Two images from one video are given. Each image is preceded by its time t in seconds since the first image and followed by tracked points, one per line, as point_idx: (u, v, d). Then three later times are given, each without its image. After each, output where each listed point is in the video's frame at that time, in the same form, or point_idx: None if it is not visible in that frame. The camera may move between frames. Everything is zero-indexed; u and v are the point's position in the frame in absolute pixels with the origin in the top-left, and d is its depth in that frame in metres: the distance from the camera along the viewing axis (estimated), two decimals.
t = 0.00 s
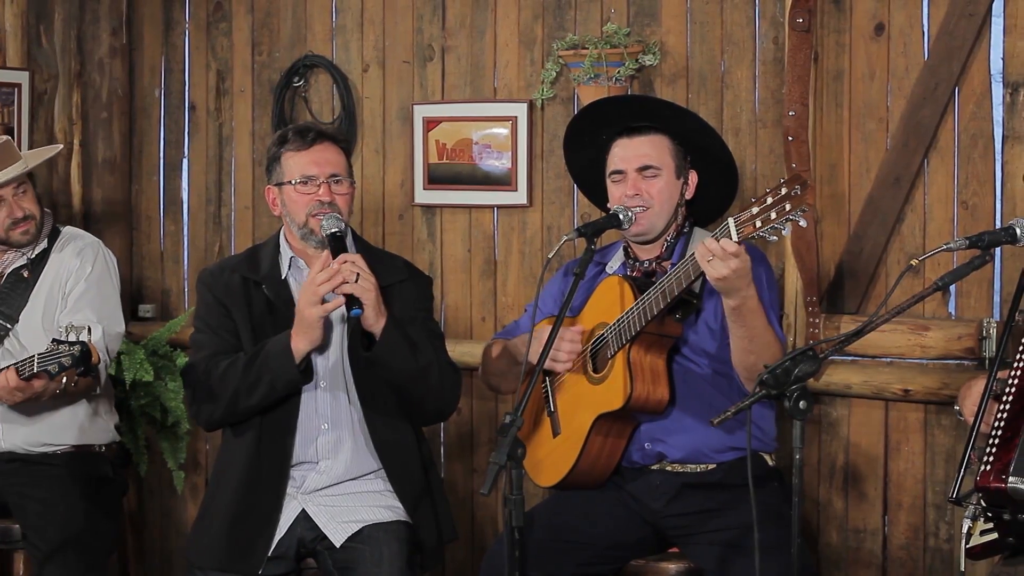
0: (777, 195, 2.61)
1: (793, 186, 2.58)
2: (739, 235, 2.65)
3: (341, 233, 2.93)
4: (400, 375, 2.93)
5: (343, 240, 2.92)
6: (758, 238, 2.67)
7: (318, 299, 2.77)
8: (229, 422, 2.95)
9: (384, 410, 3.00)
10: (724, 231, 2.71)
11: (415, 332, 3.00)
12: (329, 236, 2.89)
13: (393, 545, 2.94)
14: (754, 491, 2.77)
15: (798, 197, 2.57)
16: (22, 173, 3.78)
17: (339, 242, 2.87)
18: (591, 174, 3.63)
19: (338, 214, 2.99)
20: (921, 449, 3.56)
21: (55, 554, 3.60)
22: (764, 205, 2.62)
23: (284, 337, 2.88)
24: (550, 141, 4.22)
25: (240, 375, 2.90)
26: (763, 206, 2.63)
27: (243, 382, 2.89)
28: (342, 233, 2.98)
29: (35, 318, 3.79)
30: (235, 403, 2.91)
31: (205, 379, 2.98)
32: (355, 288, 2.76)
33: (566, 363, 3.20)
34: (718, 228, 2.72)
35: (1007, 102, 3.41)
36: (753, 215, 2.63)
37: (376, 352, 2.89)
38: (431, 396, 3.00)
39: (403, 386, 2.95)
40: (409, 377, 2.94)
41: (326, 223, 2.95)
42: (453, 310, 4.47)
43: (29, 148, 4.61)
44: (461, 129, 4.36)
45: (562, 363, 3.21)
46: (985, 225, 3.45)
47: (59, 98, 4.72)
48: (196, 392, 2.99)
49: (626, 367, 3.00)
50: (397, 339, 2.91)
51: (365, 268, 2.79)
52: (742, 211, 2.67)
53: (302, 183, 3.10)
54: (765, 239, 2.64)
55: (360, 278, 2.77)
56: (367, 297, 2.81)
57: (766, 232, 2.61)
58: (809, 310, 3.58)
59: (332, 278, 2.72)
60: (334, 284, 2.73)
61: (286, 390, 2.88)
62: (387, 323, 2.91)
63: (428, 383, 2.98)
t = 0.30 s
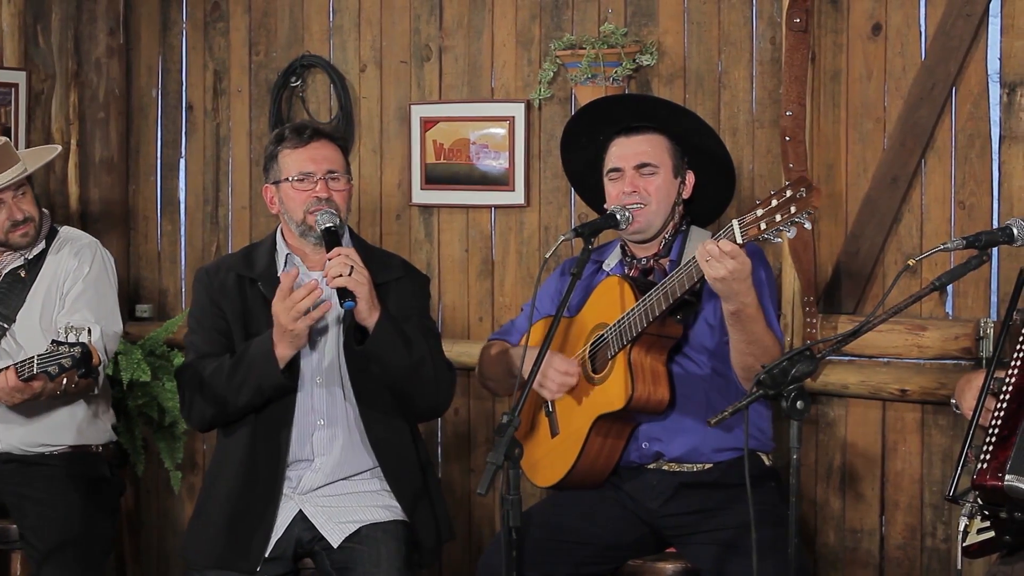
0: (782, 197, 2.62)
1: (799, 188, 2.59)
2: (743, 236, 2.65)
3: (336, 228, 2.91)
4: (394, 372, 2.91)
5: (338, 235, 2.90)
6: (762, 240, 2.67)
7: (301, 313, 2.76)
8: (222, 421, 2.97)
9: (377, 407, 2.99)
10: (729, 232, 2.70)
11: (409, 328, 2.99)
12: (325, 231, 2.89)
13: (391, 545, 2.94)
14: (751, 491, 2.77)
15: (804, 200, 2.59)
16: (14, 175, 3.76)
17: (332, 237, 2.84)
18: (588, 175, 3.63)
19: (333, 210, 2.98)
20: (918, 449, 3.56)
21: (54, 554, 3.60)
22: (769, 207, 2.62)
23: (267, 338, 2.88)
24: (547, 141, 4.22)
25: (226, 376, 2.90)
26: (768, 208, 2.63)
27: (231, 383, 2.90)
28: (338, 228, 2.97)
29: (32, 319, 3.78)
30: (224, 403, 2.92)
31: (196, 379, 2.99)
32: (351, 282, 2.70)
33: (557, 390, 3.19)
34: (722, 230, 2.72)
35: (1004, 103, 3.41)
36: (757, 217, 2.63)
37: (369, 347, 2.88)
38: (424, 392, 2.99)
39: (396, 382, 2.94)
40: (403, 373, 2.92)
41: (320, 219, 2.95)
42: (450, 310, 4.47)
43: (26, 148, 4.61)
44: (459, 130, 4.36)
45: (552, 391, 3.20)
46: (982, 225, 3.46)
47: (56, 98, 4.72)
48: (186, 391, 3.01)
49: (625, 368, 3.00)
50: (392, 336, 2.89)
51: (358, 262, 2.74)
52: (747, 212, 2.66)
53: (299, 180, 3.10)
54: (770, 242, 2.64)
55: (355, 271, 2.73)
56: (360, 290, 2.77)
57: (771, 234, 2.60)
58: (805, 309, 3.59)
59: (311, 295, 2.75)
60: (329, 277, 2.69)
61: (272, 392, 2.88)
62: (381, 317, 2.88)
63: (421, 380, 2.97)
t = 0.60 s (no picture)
0: (789, 200, 2.59)
1: (805, 192, 2.56)
2: (749, 240, 2.65)
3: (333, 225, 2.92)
4: (390, 367, 2.91)
5: (335, 231, 2.90)
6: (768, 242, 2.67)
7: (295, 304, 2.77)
8: (220, 416, 2.97)
9: (374, 405, 2.99)
10: (733, 234, 2.71)
11: (407, 326, 2.98)
12: (322, 228, 2.88)
13: (391, 545, 2.94)
14: (751, 492, 2.77)
15: (810, 204, 2.56)
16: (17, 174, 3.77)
17: (331, 233, 2.85)
18: (589, 176, 3.63)
19: (329, 208, 2.99)
20: (918, 449, 3.56)
21: (54, 554, 3.59)
22: (775, 210, 2.61)
23: (260, 327, 2.88)
24: (547, 141, 4.23)
25: (222, 369, 2.90)
26: (774, 211, 2.62)
27: (226, 374, 2.90)
28: (335, 226, 2.97)
29: (32, 320, 3.77)
30: (220, 395, 2.92)
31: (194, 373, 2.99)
32: (348, 276, 2.70)
33: (563, 376, 3.18)
34: (727, 233, 2.73)
35: (1005, 102, 3.41)
36: (763, 219, 2.62)
37: (365, 342, 2.87)
38: (420, 389, 2.98)
39: (393, 380, 2.93)
40: (399, 371, 2.92)
41: (319, 215, 2.95)
42: (450, 310, 4.47)
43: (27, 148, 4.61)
44: (459, 130, 4.36)
45: (557, 377, 3.19)
46: (982, 225, 3.46)
47: (55, 99, 4.72)
48: (186, 385, 3.02)
49: (627, 369, 3.01)
50: (389, 331, 2.88)
51: (355, 256, 2.74)
52: (754, 215, 2.66)
53: (298, 178, 3.10)
54: (776, 244, 2.64)
55: (352, 265, 2.72)
56: (359, 285, 2.76)
57: (777, 237, 2.60)
58: (805, 309, 3.59)
59: (306, 283, 2.76)
60: (326, 271, 2.69)
61: (266, 380, 2.88)
62: (378, 312, 2.87)
63: (418, 377, 2.96)
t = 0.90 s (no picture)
0: (790, 206, 2.59)
1: (806, 198, 2.55)
2: (751, 245, 2.66)
3: (330, 228, 2.93)
4: (386, 368, 2.91)
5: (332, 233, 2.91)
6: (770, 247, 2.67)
7: (288, 305, 2.76)
8: (218, 417, 2.97)
9: (372, 407, 2.99)
10: (734, 240, 2.71)
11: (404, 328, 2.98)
12: (319, 230, 2.89)
13: (390, 547, 2.93)
14: (751, 493, 2.77)
15: (812, 209, 2.55)
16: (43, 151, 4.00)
17: (326, 236, 2.85)
18: (592, 177, 3.64)
19: (327, 212, 3.01)
20: (918, 451, 3.56)
21: (54, 552, 3.56)
22: (776, 216, 2.61)
23: (253, 326, 2.88)
24: (547, 143, 4.23)
25: (218, 370, 2.90)
26: (775, 216, 2.62)
27: (221, 374, 2.90)
28: (331, 228, 3.01)
29: (30, 322, 3.76)
30: (215, 394, 2.92)
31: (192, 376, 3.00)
32: (344, 278, 2.71)
33: (561, 377, 3.21)
34: (728, 237, 2.73)
35: (1005, 105, 3.42)
36: (765, 225, 2.63)
37: (362, 342, 2.88)
38: (415, 391, 2.97)
39: (389, 381, 2.93)
40: (395, 372, 2.92)
41: (315, 218, 2.98)
42: (450, 312, 4.46)
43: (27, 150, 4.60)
44: (459, 132, 4.36)
45: (556, 379, 3.21)
46: (982, 227, 3.46)
47: (56, 101, 4.71)
48: (185, 387, 3.02)
49: (627, 373, 3.00)
50: (383, 331, 2.89)
51: (351, 258, 2.75)
52: (755, 220, 2.67)
53: (296, 181, 3.10)
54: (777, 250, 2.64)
55: (348, 267, 2.73)
56: (354, 287, 2.77)
57: (778, 242, 2.60)
58: (806, 313, 3.58)
59: (300, 283, 2.76)
60: (322, 273, 2.70)
61: (260, 380, 2.88)
62: (374, 314, 2.89)
63: (414, 379, 2.95)
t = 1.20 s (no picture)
0: (789, 203, 2.58)
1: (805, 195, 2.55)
2: (750, 241, 2.65)
3: (326, 227, 2.92)
4: (383, 367, 2.90)
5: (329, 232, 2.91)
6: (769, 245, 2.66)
7: (284, 305, 2.75)
8: (215, 416, 2.97)
9: (368, 406, 3.00)
10: (733, 237, 2.71)
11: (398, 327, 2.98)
12: (315, 229, 2.89)
13: (388, 546, 2.93)
14: (751, 493, 2.77)
15: (811, 205, 2.54)
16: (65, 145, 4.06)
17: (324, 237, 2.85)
18: (593, 176, 3.64)
19: (323, 211, 3.00)
20: (918, 451, 3.56)
21: (53, 557, 3.55)
22: (775, 212, 2.60)
23: (247, 324, 2.87)
24: (547, 143, 4.23)
25: (213, 368, 2.90)
26: (774, 213, 2.61)
27: (216, 372, 2.90)
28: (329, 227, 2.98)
29: (36, 321, 3.76)
30: (211, 393, 2.92)
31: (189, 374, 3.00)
32: (339, 276, 2.70)
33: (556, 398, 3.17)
34: (727, 235, 2.72)
35: (1005, 104, 3.41)
36: (764, 222, 2.62)
37: (356, 340, 2.87)
38: (410, 391, 2.96)
39: (383, 381, 2.93)
40: (390, 371, 2.91)
41: (313, 216, 2.97)
42: (450, 312, 4.46)
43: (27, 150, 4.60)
44: (459, 132, 4.36)
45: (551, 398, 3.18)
46: (982, 227, 3.46)
47: (56, 100, 4.71)
48: (182, 386, 3.02)
49: (626, 372, 3.00)
50: (377, 330, 2.88)
51: (346, 256, 2.75)
52: (754, 217, 2.66)
53: (294, 181, 3.10)
54: (776, 246, 2.64)
55: (343, 265, 2.73)
56: (347, 285, 2.77)
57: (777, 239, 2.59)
58: (806, 313, 3.58)
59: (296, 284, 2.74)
60: (317, 271, 2.69)
61: (254, 379, 2.88)
62: (368, 313, 2.89)
63: (409, 379, 2.95)
